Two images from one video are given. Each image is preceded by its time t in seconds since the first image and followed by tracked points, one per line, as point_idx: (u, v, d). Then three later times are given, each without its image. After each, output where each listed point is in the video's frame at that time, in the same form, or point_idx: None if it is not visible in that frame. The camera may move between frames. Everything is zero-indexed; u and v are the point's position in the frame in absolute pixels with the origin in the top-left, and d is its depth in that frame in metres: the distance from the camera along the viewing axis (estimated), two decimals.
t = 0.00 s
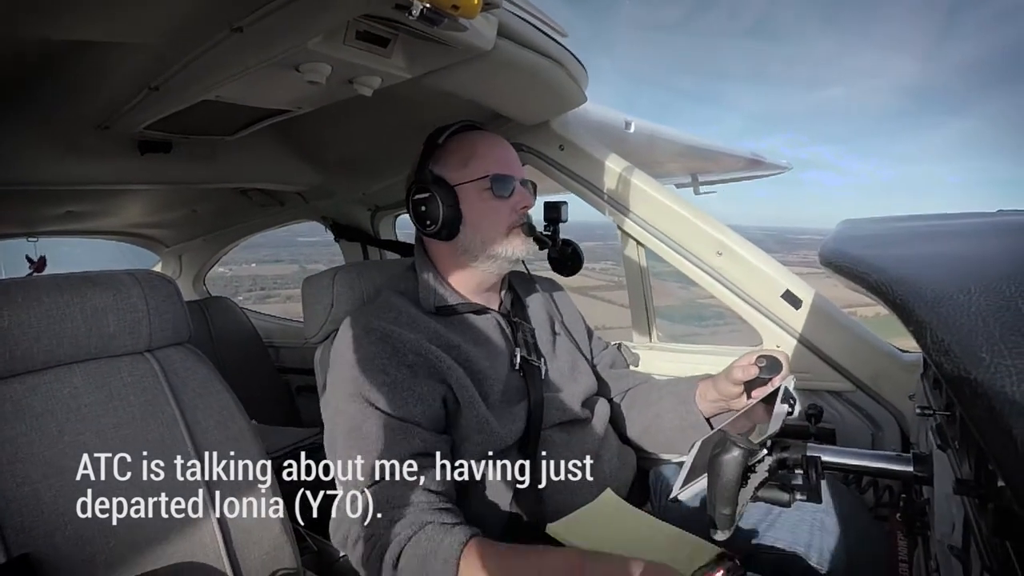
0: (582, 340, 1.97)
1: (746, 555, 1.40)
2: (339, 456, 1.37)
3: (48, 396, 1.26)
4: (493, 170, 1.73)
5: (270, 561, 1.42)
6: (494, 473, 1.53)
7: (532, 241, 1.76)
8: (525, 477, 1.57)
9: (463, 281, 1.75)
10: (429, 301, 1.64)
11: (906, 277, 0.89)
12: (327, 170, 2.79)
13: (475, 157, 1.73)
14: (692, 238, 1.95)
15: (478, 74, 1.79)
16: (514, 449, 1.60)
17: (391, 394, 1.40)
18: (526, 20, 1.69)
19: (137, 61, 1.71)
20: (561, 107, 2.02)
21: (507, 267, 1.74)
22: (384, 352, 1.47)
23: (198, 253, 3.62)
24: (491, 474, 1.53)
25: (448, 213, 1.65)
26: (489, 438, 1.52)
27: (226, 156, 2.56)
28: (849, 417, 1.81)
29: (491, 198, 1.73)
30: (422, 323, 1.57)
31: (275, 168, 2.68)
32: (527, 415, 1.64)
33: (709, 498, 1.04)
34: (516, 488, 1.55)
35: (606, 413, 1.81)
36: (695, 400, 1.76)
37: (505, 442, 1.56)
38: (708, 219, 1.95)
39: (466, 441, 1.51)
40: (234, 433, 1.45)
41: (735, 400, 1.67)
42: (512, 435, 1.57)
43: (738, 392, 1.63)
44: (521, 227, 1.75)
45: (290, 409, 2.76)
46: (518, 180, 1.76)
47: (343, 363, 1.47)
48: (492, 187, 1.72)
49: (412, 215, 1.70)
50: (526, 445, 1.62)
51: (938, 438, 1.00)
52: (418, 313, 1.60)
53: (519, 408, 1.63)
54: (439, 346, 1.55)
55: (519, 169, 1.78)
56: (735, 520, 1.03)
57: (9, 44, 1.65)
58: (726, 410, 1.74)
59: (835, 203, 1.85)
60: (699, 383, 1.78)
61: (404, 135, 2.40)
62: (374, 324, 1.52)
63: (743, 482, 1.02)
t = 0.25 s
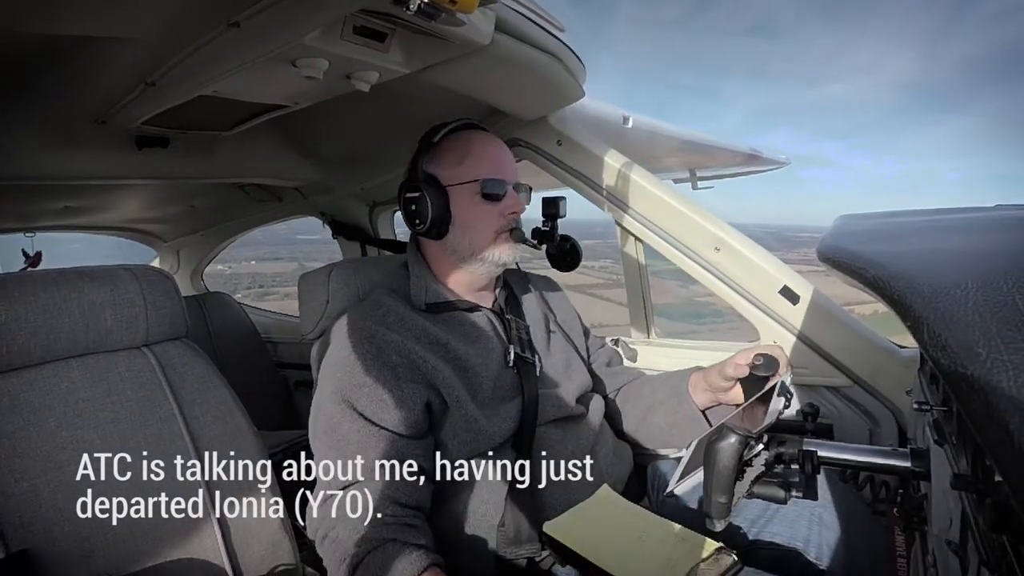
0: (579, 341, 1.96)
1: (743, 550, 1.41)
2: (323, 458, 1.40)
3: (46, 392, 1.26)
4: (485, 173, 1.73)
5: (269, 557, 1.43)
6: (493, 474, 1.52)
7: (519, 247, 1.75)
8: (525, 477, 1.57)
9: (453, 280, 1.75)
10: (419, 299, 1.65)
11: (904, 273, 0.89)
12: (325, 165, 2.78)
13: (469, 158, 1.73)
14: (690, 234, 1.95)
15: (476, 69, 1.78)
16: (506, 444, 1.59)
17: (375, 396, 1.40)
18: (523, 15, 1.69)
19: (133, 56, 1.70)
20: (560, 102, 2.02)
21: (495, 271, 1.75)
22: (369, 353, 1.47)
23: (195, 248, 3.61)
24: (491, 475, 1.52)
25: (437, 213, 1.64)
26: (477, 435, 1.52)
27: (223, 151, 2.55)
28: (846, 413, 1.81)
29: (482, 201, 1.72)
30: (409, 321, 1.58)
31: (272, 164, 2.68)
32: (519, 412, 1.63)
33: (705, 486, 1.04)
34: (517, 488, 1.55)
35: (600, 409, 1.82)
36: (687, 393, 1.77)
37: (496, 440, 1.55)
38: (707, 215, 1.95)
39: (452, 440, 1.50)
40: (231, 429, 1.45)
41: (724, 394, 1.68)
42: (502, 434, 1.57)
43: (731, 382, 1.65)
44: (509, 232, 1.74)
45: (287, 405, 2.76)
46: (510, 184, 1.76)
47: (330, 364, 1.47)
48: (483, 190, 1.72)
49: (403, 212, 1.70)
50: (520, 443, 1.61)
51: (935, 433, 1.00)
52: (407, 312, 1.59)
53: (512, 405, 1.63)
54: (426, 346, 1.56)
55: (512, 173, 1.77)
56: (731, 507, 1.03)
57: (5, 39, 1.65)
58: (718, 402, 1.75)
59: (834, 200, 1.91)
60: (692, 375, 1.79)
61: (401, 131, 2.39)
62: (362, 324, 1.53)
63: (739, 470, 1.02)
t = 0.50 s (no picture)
0: (578, 339, 1.96)
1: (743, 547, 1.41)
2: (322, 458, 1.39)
3: (46, 389, 1.26)
4: (486, 183, 1.72)
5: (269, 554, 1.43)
6: (493, 475, 1.51)
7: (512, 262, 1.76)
8: (525, 477, 1.56)
9: (447, 278, 1.75)
10: (418, 296, 1.65)
11: (905, 269, 0.89)
12: (324, 161, 2.78)
13: (473, 165, 1.72)
14: (690, 231, 1.95)
15: (476, 65, 1.78)
16: (505, 442, 1.59)
17: (373, 395, 1.40)
18: (523, 11, 1.68)
19: (132, 52, 1.70)
20: (559, 98, 2.02)
21: (486, 281, 1.75)
22: (367, 351, 1.47)
23: (195, 244, 3.60)
24: (490, 475, 1.51)
25: (434, 217, 1.64)
26: (475, 433, 1.52)
27: (223, 148, 2.55)
28: (846, 410, 1.82)
29: (480, 210, 1.72)
30: (407, 320, 1.58)
31: (271, 160, 2.67)
32: (518, 409, 1.62)
33: (704, 482, 1.04)
34: (516, 488, 1.55)
35: (600, 405, 1.82)
36: (689, 397, 1.77)
37: (495, 438, 1.55)
38: (708, 212, 1.94)
39: (451, 438, 1.50)
40: (230, 426, 1.45)
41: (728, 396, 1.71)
42: (501, 431, 1.56)
43: (732, 383, 1.69)
44: (505, 246, 1.74)
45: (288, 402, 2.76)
46: (510, 197, 1.75)
47: (328, 361, 1.48)
48: (482, 200, 1.71)
49: (401, 210, 1.69)
50: (520, 441, 1.61)
51: (935, 430, 1.00)
52: (404, 309, 1.60)
53: (511, 403, 1.61)
54: (424, 344, 1.56)
55: (513, 185, 1.77)
56: (729, 503, 1.02)
57: (3, 34, 1.64)
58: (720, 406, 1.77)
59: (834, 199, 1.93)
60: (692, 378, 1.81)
61: (401, 127, 2.39)
62: (359, 323, 1.53)
63: (738, 466, 1.02)
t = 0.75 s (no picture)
0: (580, 340, 1.96)
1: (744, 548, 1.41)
2: (324, 460, 1.39)
3: (48, 390, 1.26)
4: (492, 187, 1.72)
5: (270, 556, 1.43)
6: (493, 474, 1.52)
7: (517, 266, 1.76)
8: (525, 477, 1.57)
9: (449, 280, 1.75)
10: (419, 299, 1.64)
11: (907, 271, 0.89)
12: (324, 163, 2.78)
13: (479, 168, 1.72)
14: (692, 232, 1.95)
15: (479, 66, 1.78)
16: (507, 444, 1.59)
17: (379, 397, 1.40)
18: (524, 12, 1.68)
19: (133, 53, 1.70)
20: (560, 99, 2.02)
21: (490, 284, 1.75)
22: (371, 354, 1.47)
23: (196, 246, 3.60)
24: (491, 475, 1.52)
25: (439, 220, 1.64)
26: (479, 436, 1.52)
27: (224, 149, 2.55)
28: (847, 411, 1.82)
29: (486, 214, 1.72)
30: (410, 322, 1.58)
31: (271, 161, 2.67)
32: (521, 411, 1.62)
33: (704, 467, 1.03)
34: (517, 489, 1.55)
35: (602, 407, 1.82)
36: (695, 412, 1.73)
37: (498, 440, 1.55)
38: (710, 214, 1.94)
39: (455, 441, 1.51)
40: (232, 427, 1.45)
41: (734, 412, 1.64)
42: (504, 434, 1.57)
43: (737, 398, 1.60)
44: (510, 249, 1.74)
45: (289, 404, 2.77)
46: (515, 201, 1.76)
47: (332, 364, 1.48)
48: (488, 204, 1.71)
49: (405, 212, 1.69)
50: (522, 444, 1.60)
51: (937, 431, 1.00)
52: (408, 312, 1.60)
53: (514, 405, 1.62)
54: (428, 346, 1.56)
55: (518, 189, 1.77)
56: (729, 490, 1.01)
57: (4, 36, 1.64)
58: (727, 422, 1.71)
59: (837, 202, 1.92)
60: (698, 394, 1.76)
61: (402, 128, 2.39)
62: (363, 326, 1.53)
63: (738, 452, 1.01)
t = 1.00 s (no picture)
0: (581, 349, 1.96)
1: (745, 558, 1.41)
2: (327, 471, 1.38)
3: (49, 398, 1.26)
4: (491, 194, 1.73)
5: (271, 566, 1.43)
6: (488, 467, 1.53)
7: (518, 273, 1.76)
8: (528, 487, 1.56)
9: (450, 288, 1.75)
10: (421, 308, 1.65)
11: (907, 278, 0.89)
12: (326, 170, 2.79)
13: (478, 176, 1.72)
14: (694, 239, 1.94)
15: (480, 74, 1.79)
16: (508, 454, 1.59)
17: (382, 407, 1.40)
18: (526, 21, 1.69)
19: (137, 63, 1.71)
20: (561, 108, 2.03)
21: (492, 292, 1.75)
22: (373, 365, 1.47)
23: (199, 254, 3.61)
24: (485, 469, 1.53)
25: (438, 229, 1.64)
26: (481, 446, 1.52)
27: (226, 157, 2.56)
28: (849, 419, 1.82)
29: (486, 221, 1.72)
30: (412, 333, 1.58)
31: (273, 169, 2.68)
32: (523, 420, 1.62)
33: (705, 477, 1.02)
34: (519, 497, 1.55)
35: (603, 416, 1.83)
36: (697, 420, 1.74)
37: (500, 450, 1.55)
38: (712, 221, 1.95)
39: (458, 451, 1.51)
40: (232, 436, 1.45)
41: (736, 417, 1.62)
42: (506, 443, 1.56)
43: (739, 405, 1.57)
44: (510, 257, 1.74)
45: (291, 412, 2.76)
46: (515, 208, 1.75)
47: (334, 375, 1.48)
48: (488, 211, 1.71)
49: (405, 222, 1.69)
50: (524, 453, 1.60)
51: (938, 439, 0.99)
52: (409, 322, 1.60)
53: (516, 414, 1.62)
54: (430, 356, 1.56)
55: (518, 196, 1.77)
56: (730, 500, 1.00)
57: (9, 45, 1.65)
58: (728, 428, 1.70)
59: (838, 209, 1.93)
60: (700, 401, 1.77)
61: (403, 137, 2.40)
62: (365, 337, 1.53)
63: (740, 462, 1.01)
